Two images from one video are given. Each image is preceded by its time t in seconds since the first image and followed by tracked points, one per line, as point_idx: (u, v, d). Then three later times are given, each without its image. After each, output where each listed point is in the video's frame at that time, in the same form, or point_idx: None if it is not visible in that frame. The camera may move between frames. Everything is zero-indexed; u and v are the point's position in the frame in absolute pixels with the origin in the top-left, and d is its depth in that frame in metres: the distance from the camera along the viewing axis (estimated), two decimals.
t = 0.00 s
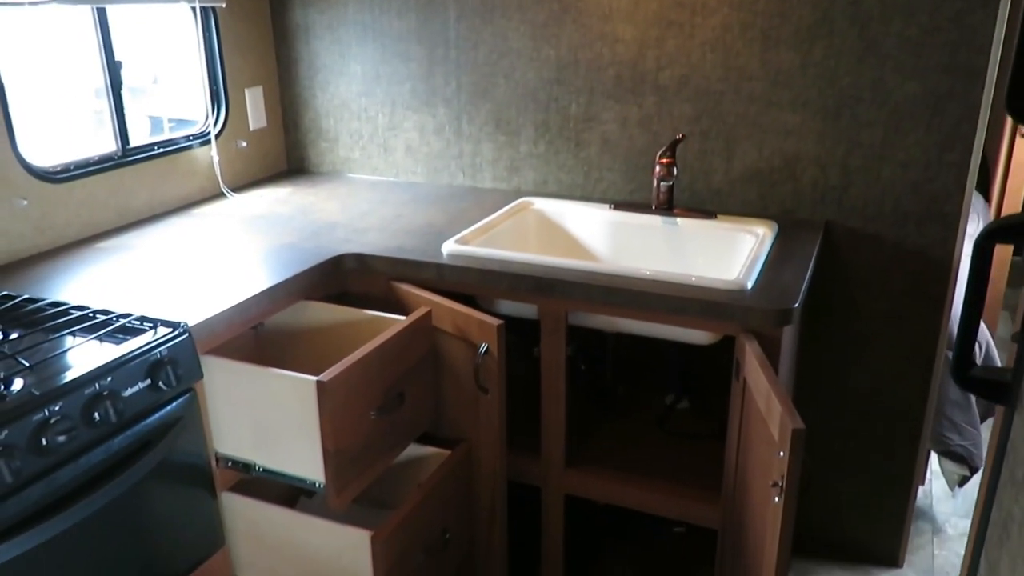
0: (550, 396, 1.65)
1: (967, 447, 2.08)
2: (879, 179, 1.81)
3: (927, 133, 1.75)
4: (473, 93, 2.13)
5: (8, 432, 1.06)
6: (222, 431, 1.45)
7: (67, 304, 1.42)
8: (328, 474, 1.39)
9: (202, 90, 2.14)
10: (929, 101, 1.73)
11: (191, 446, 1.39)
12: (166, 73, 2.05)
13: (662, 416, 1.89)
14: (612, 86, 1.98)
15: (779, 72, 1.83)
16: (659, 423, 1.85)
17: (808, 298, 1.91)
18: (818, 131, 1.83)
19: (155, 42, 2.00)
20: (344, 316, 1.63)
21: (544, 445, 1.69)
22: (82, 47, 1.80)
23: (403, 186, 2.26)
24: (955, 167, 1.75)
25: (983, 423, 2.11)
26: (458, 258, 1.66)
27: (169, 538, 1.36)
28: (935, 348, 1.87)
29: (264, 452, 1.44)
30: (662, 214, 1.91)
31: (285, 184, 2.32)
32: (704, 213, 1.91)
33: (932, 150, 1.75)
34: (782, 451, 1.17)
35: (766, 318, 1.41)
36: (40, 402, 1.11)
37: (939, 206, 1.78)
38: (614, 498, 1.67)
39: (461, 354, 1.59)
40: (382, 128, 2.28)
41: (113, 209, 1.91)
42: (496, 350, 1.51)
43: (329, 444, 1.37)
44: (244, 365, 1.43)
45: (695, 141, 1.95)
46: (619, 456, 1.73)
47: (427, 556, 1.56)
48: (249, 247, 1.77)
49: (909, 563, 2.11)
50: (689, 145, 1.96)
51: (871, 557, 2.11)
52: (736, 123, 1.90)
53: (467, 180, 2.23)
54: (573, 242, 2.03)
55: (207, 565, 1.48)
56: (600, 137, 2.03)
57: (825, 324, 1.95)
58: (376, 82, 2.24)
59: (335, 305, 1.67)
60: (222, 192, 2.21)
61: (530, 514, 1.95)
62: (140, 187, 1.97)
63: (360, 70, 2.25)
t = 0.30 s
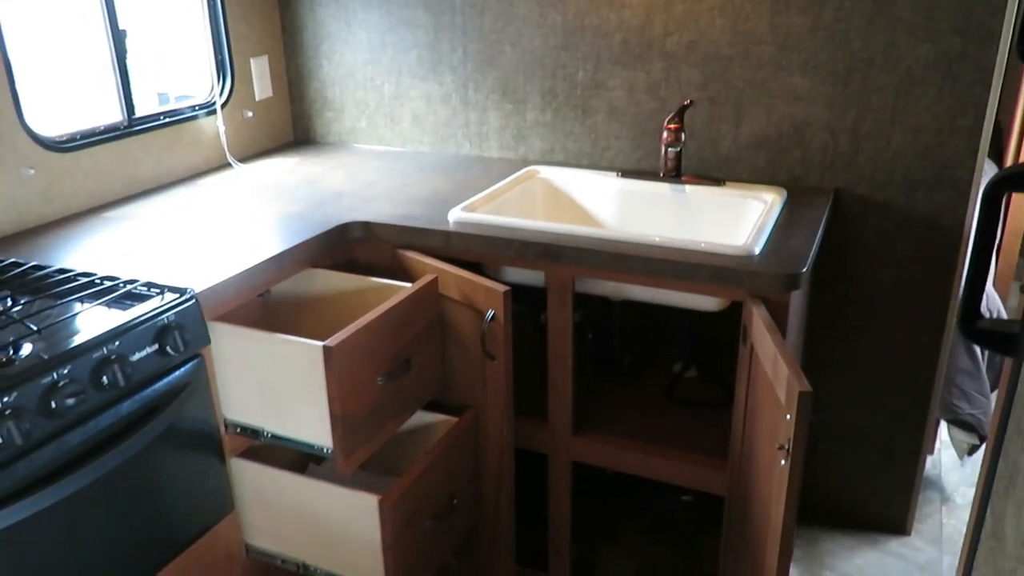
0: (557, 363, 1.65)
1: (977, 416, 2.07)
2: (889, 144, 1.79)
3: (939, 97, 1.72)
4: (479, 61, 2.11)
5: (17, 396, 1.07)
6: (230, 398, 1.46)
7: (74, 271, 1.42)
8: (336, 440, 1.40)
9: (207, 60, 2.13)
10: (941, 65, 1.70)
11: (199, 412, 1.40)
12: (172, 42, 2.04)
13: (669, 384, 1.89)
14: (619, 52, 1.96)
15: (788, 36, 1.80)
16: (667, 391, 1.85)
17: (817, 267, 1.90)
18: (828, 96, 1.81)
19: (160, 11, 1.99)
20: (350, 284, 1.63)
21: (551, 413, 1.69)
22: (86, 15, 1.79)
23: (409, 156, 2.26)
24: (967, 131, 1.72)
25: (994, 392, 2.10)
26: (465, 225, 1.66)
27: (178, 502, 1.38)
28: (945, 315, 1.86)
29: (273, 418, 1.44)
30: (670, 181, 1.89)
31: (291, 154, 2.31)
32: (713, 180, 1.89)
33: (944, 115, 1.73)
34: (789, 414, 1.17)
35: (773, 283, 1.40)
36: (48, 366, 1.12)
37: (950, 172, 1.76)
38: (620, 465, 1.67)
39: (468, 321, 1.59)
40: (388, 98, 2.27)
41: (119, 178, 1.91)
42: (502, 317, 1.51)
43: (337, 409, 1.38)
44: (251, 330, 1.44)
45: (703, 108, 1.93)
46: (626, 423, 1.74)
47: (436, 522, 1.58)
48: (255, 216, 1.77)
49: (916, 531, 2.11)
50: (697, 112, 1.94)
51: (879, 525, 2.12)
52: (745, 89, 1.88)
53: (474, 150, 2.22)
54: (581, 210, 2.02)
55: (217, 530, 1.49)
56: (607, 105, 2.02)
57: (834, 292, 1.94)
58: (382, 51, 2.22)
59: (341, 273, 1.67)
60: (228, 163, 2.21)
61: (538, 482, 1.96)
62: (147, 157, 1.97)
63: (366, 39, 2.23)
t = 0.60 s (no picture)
0: (565, 333, 1.64)
1: (988, 387, 2.06)
2: (902, 112, 1.76)
3: (953, 63, 1.70)
4: (486, 31, 2.09)
5: (28, 362, 1.08)
6: (239, 368, 1.46)
7: (81, 242, 1.42)
8: (345, 409, 1.40)
9: (213, 31, 2.12)
10: (955, 30, 1.67)
11: (208, 382, 1.40)
12: (178, 13, 2.03)
13: (678, 354, 1.88)
14: (628, 20, 1.94)
15: (800, 2, 1.77)
16: (675, 362, 1.85)
17: (828, 237, 1.89)
18: (840, 63, 1.78)
19: None
20: (358, 255, 1.62)
21: (560, 383, 1.69)
22: None
23: (417, 128, 2.24)
24: (982, 98, 1.70)
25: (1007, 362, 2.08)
26: (473, 195, 1.65)
27: (189, 470, 1.39)
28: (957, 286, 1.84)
29: (282, 388, 1.45)
30: (679, 150, 1.87)
31: (299, 127, 2.30)
32: (723, 149, 1.87)
33: (958, 81, 1.70)
34: (798, 381, 1.16)
35: (783, 251, 1.39)
36: (58, 334, 1.13)
37: (963, 140, 1.74)
38: (628, 434, 1.68)
39: (476, 291, 1.58)
40: (395, 69, 2.25)
41: (127, 151, 1.91)
42: (510, 286, 1.50)
43: (345, 378, 1.38)
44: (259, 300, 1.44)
45: (713, 77, 1.90)
46: (635, 393, 1.74)
47: (445, 491, 1.58)
48: (263, 187, 1.76)
49: (926, 502, 2.11)
50: (707, 81, 1.91)
51: (889, 496, 2.12)
52: (755, 56, 1.85)
53: (482, 121, 2.20)
54: (589, 181, 2.00)
55: (228, 499, 1.50)
56: (616, 74, 2.00)
57: (845, 263, 1.92)
58: (388, 21, 2.21)
59: (349, 243, 1.67)
60: (236, 135, 2.21)
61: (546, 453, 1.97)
62: (155, 129, 1.97)
63: (373, 9, 2.21)
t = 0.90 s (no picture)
0: (574, 306, 1.64)
1: (999, 360, 2.05)
2: (915, 82, 1.74)
3: (967, 31, 1.67)
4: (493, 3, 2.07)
5: (37, 335, 1.09)
6: (248, 342, 1.47)
7: (89, 216, 1.42)
8: (353, 382, 1.41)
9: (218, 6, 2.10)
10: None
11: (218, 356, 1.41)
12: None
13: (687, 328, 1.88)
14: None
15: None
16: (685, 336, 1.84)
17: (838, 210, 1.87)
18: (852, 33, 1.76)
19: None
20: (366, 229, 1.62)
21: (568, 356, 1.69)
22: None
23: (424, 102, 2.23)
24: (996, 67, 1.67)
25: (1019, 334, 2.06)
26: (481, 168, 1.64)
27: (198, 443, 1.40)
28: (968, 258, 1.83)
29: (291, 361, 1.45)
30: (688, 122, 1.85)
31: (305, 102, 2.29)
32: (732, 121, 1.86)
33: (971, 49, 1.68)
34: (808, 352, 1.16)
35: (793, 223, 1.38)
36: (67, 307, 1.13)
37: (976, 110, 1.71)
38: (637, 408, 1.67)
39: (484, 264, 1.58)
40: (401, 43, 2.24)
41: (134, 126, 1.90)
42: (518, 260, 1.49)
43: (354, 351, 1.38)
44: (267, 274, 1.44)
45: (723, 48, 1.88)
46: (643, 367, 1.73)
47: (454, 464, 1.59)
48: (271, 162, 1.76)
49: (936, 475, 2.11)
50: (717, 52, 1.89)
51: (899, 469, 2.12)
52: (766, 27, 1.83)
53: (489, 95, 2.19)
54: (598, 154, 1.99)
55: (238, 472, 1.51)
56: (624, 46, 1.97)
57: (855, 236, 1.91)
58: None
59: (357, 218, 1.67)
60: (242, 111, 2.20)
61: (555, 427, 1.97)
62: (161, 105, 1.96)
63: None
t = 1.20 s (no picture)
0: (581, 287, 1.63)
1: (1012, 340, 2.02)
2: (926, 59, 1.72)
3: (979, 7, 1.65)
4: None
5: (46, 314, 1.09)
6: (256, 322, 1.47)
7: (97, 197, 1.43)
8: (361, 361, 1.41)
9: None
10: None
11: (226, 336, 1.41)
12: None
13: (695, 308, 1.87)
14: None
15: None
16: (693, 315, 1.83)
17: (848, 189, 1.86)
18: (862, 10, 1.74)
19: None
20: (373, 209, 1.62)
21: (576, 337, 1.69)
22: None
23: (431, 83, 2.22)
24: (1009, 42, 1.65)
25: None
26: (488, 148, 1.64)
27: (207, 422, 1.41)
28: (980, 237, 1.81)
29: (298, 342, 1.46)
30: (697, 101, 1.84)
31: (312, 84, 2.29)
32: (741, 100, 1.84)
33: (984, 25, 1.66)
34: (816, 330, 1.15)
35: (802, 201, 1.37)
36: (75, 286, 1.14)
37: (989, 87, 1.69)
38: (644, 388, 1.67)
39: (491, 244, 1.58)
40: (408, 23, 2.22)
41: (141, 109, 1.91)
42: (525, 240, 1.49)
43: (361, 330, 1.38)
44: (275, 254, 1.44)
45: (732, 25, 1.86)
46: (651, 347, 1.73)
47: (463, 443, 1.60)
48: (279, 142, 1.76)
49: (945, 455, 2.11)
50: (726, 30, 1.87)
51: (909, 450, 2.11)
52: (775, 4, 1.81)
53: (496, 76, 2.18)
54: (606, 134, 1.98)
55: (248, 451, 1.52)
56: (632, 25, 1.96)
57: (865, 215, 1.89)
58: None
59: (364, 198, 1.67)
60: (250, 93, 2.20)
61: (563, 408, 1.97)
62: (169, 87, 1.96)
63: None
